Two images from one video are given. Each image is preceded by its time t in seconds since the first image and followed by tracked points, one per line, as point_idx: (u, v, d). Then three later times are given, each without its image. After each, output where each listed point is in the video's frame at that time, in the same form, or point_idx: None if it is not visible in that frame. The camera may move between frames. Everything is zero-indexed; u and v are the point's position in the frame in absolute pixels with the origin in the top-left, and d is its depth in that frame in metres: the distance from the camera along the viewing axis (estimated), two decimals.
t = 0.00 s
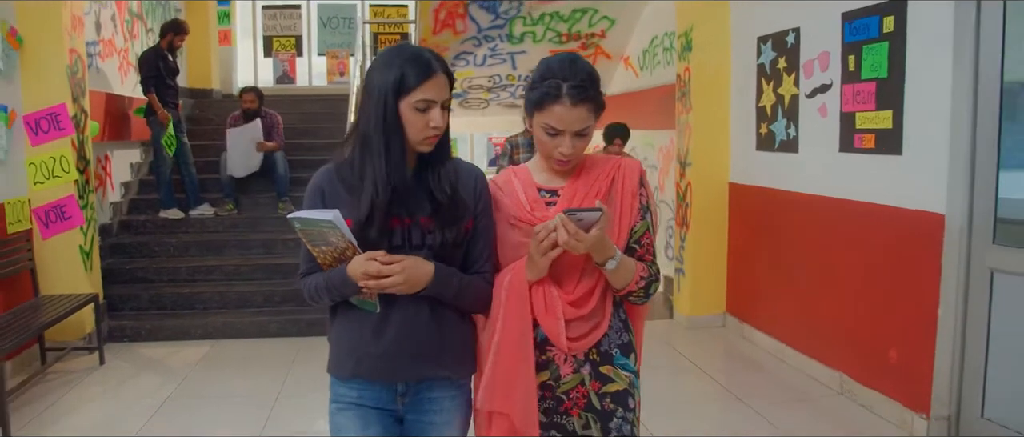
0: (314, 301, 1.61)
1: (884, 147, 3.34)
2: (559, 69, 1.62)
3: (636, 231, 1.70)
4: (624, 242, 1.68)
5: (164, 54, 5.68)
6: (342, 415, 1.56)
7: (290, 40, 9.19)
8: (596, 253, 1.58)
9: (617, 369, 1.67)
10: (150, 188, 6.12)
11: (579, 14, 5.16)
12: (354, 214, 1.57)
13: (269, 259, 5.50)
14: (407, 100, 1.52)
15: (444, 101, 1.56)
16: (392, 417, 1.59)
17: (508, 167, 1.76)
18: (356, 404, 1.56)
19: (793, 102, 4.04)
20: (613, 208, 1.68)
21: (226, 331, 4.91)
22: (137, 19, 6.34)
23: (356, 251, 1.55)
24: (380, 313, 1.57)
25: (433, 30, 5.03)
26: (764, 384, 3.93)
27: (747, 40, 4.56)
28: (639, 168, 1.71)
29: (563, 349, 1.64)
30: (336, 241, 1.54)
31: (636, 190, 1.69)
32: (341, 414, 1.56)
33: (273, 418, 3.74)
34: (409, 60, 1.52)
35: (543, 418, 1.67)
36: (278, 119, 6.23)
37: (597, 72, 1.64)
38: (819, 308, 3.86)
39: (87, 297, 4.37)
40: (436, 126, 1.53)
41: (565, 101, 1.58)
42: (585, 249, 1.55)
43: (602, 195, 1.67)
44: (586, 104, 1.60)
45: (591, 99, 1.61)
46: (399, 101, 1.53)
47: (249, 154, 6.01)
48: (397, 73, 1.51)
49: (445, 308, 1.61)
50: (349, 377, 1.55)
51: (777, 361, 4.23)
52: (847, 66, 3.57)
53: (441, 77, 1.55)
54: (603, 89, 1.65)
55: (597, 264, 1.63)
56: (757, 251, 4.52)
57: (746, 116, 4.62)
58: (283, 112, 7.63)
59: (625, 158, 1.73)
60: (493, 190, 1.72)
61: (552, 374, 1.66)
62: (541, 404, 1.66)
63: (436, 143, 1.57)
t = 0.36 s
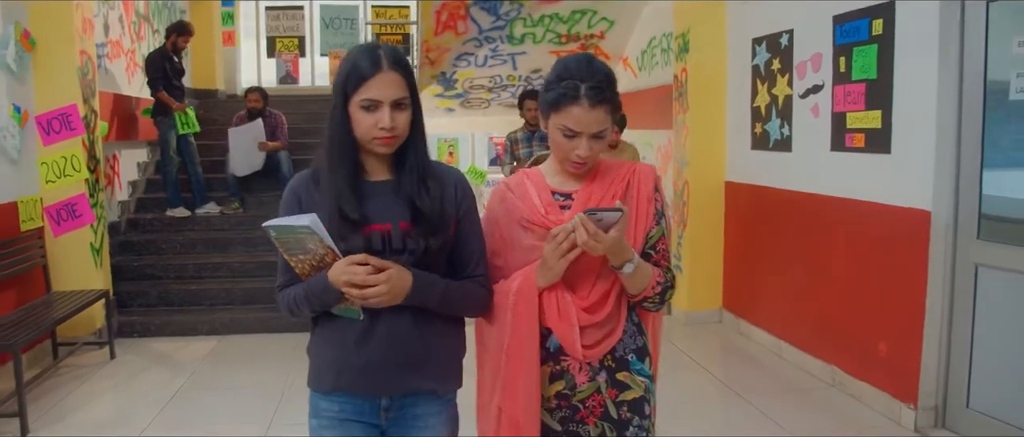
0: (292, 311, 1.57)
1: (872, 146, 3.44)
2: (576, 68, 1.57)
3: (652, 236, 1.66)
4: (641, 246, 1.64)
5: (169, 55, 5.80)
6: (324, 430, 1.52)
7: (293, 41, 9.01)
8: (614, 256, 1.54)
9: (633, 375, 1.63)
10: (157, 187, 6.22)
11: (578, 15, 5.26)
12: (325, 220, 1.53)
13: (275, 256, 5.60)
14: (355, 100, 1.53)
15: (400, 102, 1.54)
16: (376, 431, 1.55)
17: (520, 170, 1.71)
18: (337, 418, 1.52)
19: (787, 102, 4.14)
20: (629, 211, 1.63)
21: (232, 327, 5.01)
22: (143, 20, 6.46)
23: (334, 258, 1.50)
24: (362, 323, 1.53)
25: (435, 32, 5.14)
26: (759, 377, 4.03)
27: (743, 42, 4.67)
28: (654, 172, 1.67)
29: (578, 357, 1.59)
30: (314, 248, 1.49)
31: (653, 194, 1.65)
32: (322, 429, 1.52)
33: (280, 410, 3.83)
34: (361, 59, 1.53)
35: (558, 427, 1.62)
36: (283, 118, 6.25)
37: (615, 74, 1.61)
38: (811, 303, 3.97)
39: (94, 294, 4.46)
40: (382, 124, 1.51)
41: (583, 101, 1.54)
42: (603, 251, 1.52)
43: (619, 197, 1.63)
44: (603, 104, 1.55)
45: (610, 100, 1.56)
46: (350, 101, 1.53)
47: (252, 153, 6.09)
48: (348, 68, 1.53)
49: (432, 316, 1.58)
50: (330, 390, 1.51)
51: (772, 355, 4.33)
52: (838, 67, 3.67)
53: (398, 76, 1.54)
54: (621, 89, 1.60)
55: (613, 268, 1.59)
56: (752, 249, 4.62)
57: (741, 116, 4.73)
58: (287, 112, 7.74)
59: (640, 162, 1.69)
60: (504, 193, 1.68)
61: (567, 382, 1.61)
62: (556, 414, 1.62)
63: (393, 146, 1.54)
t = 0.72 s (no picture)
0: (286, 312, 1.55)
1: (868, 148, 3.55)
2: (614, 71, 1.53)
3: (684, 241, 1.63)
4: (672, 250, 1.61)
5: (181, 57, 5.89)
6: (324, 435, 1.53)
7: (299, 42, 9.21)
8: (643, 260, 1.52)
9: (662, 380, 1.60)
10: (168, 187, 6.33)
11: (582, 18, 5.33)
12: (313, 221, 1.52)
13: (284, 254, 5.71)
14: (340, 99, 1.49)
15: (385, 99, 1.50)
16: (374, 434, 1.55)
17: (551, 169, 1.69)
18: (334, 422, 1.53)
19: (786, 105, 4.24)
20: (661, 215, 1.61)
21: (243, 323, 5.12)
22: (154, 22, 6.57)
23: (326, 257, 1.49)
24: (354, 323, 1.52)
25: (441, 35, 5.26)
26: (759, 373, 4.12)
27: (743, 45, 4.77)
28: (688, 175, 1.65)
29: (607, 362, 1.58)
30: (306, 248, 1.48)
31: (686, 198, 1.63)
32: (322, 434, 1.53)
33: (292, 403, 3.92)
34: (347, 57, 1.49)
35: (585, 433, 1.60)
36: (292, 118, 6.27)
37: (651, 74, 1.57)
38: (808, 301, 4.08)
39: (110, 290, 4.60)
40: (367, 126, 1.48)
41: (618, 106, 1.50)
42: (633, 256, 1.51)
43: (651, 200, 1.61)
44: (640, 109, 1.52)
45: (647, 105, 1.53)
46: (336, 101, 1.50)
47: (261, 155, 6.18)
48: (336, 64, 1.49)
49: (425, 317, 1.57)
50: (326, 394, 1.52)
51: (771, 351, 4.44)
52: (836, 71, 3.77)
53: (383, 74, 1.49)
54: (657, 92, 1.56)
55: (642, 273, 1.57)
56: (751, 249, 4.73)
57: (742, 118, 4.82)
58: (295, 113, 7.88)
59: (673, 164, 1.67)
60: (533, 192, 1.65)
61: (595, 387, 1.59)
62: (584, 419, 1.60)
63: (378, 147, 1.51)
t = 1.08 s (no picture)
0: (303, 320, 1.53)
1: (866, 148, 3.65)
2: (620, 76, 1.51)
3: (690, 246, 1.61)
4: (679, 255, 1.58)
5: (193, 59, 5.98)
6: None
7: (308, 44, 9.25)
8: (651, 267, 1.50)
9: (669, 391, 1.56)
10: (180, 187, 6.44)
11: (587, 21, 5.42)
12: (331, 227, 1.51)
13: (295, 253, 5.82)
14: (364, 106, 1.48)
15: (409, 108, 1.48)
16: None
17: (553, 177, 1.66)
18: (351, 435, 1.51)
19: (787, 106, 4.34)
20: (668, 221, 1.58)
21: (256, 320, 5.23)
22: (166, 25, 6.69)
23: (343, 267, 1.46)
24: (366, 335, 1.50)
25: (448, 37, 5.34)
26: (761, 368, 4.21)
27: (744, 48, 4.87)
28: (694, 180, 1.63)
29: (615, 371, 1.53)
30: (324, 257, 1.46)
31: (692, 202, 1.60)
32: None
33: (304, 397, 4.02)
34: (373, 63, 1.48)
35: None
36: (303, 119, 6.37)
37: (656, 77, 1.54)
38: (809, 298, 4.16)
39: (127, 287, 4.69)
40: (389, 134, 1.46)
41: (626, 111, 1.48)
42: (641, 262, 1.48)
43: (656, 206, 1.58)
44: (648, 114, 1.50)
45: (654, 109, 1.51)
46: (360, 108, 1.49)
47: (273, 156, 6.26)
48: (360, 71, 1.48)
49: (442, 330, 1.53)
50: (341, 407, 1.50)
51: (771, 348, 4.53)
52: (835, 73, 3.87)
53: (409, 82, 1.48)
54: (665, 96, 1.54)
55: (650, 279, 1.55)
56: (752, 248, 4.83)
57: (744, 119, 4.91)
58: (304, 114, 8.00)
59: (679, 170, 1.65)
60: (537, 199, 1.64)
61: (602, 397, 1.55)
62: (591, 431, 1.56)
63: (401, 156, 1.49)
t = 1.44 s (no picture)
0: (326, 319, 1.49)
1: (863, 149, 3.76)
2: (607, 74, 1.51)
3: (677, 247, 1.62)
4: (666, 256, 1.58)
5: (207, 63, 6.15)
6: None
7: (318, 46, 9.53)
8: (640, 269, 1.50)
9: (658, 395, 1.58)
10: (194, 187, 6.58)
11: (593, 24, 5.53)
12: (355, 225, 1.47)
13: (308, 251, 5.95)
14: (393, 105, 1.45)
15: (442, 107, 1.44)
16: None
17: (537, 178, 1.65)
18: None
19: (788, 108, 4.44)
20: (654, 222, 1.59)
21: (270, 317, 5.36)
22: (181, 28, 6.83)
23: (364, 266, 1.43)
24: (387, 337, 1.44)
25: (457, 40, 5.45)
26: (761, 364, 4.32)
27: (746, 51, 4.98)
28: (678, 180, 1.63)
29: (605, 375, 1.53)
30: (347, 256, 1.43)
31: (678, 203, 1.61)
32: None
33: (319, 390, 4.15)
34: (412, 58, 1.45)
35: None
36: (315, 121, 6.57)
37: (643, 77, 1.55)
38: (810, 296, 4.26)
39: (145, 285, 4.81)
40: (423, 134, 1.43)
41: (615, 109, 1.48)
42: (632, 265, 1.46)
43: (643, 207, 1.59)
44: (636, 111, 1.50)
45: (639, 102, 1.50)
46: (388, 106, 1.46)
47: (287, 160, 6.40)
48: (392, 67, 1.44)
49: (464, 334, 1.47)
50: (360, 409, 1.43)
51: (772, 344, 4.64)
52: (834, 77, 3.98)
53: (445, 80, 1.45)
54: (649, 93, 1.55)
55: (639, 281, 1.55)
56: (752, 249, 4.97)
57: (747, 121, 5.01)
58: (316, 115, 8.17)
59: (663, 170, 1.65)
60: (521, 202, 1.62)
61: (591, 403, 1.55)
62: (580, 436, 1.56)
63: (433, 157, 1.46)
